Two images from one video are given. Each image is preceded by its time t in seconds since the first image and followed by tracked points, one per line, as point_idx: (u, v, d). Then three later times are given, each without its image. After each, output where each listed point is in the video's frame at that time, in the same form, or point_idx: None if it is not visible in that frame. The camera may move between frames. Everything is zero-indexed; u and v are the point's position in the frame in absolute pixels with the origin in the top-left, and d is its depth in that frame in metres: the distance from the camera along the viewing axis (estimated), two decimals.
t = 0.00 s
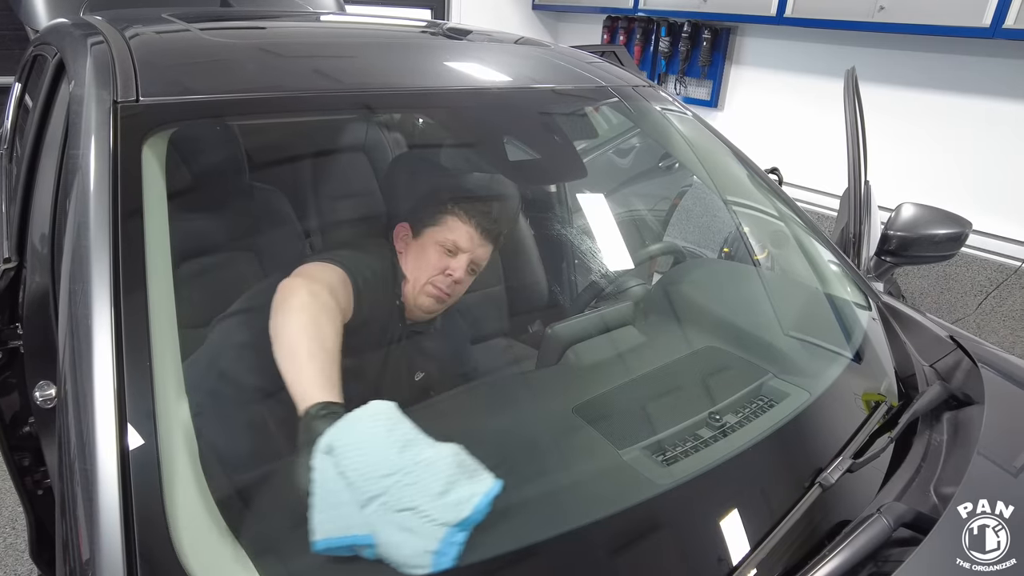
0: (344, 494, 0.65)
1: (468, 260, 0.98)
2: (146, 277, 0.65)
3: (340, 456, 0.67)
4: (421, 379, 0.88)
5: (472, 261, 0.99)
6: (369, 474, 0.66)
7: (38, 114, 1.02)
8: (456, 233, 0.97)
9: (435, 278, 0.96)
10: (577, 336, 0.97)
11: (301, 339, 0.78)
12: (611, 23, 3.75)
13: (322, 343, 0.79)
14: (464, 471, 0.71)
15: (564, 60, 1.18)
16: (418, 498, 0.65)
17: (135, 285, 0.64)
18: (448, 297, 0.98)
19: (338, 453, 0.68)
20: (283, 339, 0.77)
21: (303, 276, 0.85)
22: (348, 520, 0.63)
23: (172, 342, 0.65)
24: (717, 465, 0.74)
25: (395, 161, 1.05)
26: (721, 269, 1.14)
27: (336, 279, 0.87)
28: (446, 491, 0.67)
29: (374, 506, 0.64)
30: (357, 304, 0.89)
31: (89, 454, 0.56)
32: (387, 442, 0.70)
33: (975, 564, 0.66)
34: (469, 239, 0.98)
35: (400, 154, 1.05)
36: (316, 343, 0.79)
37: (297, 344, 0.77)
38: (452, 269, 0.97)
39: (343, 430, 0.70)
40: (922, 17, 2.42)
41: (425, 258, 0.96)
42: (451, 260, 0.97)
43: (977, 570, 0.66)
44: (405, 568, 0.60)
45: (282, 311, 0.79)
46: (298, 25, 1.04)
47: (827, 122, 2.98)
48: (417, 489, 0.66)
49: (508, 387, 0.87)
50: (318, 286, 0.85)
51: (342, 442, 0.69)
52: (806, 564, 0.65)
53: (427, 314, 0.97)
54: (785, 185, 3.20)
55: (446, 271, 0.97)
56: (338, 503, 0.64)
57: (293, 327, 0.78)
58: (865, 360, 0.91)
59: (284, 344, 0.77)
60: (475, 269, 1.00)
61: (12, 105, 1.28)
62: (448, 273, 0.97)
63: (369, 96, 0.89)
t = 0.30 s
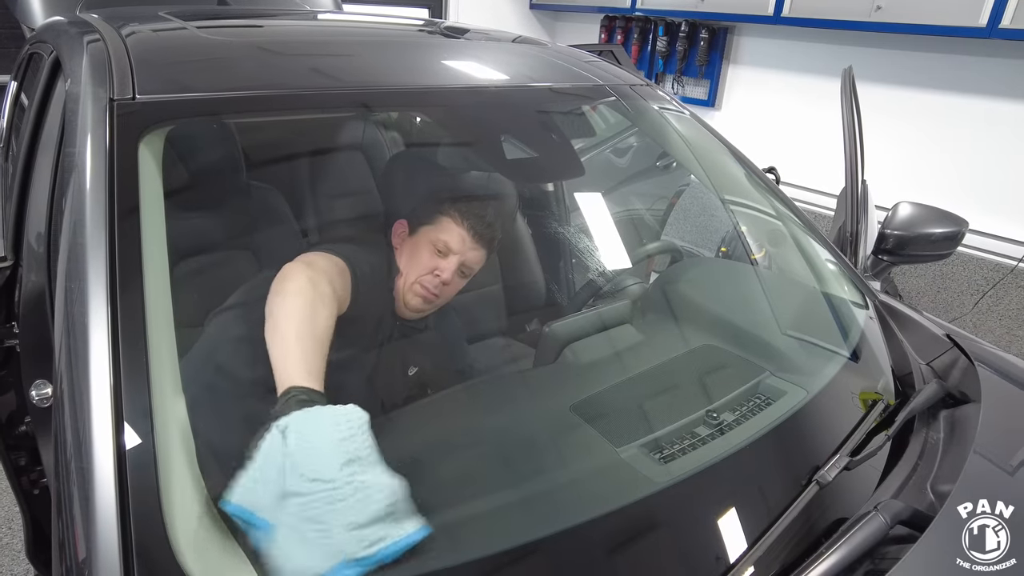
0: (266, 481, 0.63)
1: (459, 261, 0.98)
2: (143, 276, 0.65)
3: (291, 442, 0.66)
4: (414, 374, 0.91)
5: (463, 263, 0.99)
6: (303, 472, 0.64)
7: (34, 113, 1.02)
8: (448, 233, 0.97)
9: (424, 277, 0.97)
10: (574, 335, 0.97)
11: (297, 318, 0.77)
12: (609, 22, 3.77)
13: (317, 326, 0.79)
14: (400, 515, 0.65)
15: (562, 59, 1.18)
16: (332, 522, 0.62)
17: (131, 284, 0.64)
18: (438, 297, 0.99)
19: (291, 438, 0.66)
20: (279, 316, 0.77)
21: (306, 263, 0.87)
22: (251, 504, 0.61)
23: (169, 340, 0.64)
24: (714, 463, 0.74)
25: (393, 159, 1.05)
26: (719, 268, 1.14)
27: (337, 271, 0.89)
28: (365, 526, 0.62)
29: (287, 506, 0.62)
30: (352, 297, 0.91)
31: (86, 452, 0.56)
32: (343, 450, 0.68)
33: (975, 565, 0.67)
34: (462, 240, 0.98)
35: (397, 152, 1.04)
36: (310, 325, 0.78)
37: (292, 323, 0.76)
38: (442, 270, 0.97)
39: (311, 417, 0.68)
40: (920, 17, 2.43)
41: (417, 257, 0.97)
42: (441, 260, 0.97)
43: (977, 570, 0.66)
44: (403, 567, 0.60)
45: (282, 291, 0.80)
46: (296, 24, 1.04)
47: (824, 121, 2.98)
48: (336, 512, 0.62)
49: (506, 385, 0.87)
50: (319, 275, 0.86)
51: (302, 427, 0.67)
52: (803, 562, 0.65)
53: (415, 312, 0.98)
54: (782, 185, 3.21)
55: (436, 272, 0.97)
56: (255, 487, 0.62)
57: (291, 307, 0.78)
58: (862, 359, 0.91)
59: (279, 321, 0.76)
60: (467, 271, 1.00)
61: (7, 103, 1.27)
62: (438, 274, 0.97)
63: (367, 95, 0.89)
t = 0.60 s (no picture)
0: (221, 471, 0.60)
1: (456, 259, 0.98)
2: (142, 275, 0.64)
3: (261, 437, 0.62)
4: (411, 371, 0.93)
5: (460, 261, 0.99)
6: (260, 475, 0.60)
7: (32, 112, 1.01)
8: (446, 232, 0.97)
9: (420, 273, 0.97)
10: (573, 335, 0.96)
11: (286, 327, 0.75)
12: (607, 22, 3.77)
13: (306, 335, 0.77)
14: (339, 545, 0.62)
15: (561, 59, 1.18)
16: (264, 538, 0.58)
17: (130, 283, 0.63)
18: (434, 294, 1.00)
19: (263, 434, 0.63)
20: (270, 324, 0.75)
21: (300, 275, 0.85)
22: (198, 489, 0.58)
23: (168, 340, 0.64)
24: (713, 462, 0.74)
25: (391, 159, 1.05)
26: (718, 267, 1.14)
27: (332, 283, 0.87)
28: (293, 550, 0.59)
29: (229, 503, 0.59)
30: (346, 301, 0.90)
31: (85, 453, 0.56)
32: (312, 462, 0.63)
33: (975, 564, 0.67)
34: (459, 239, 0.98)
35: (396, 152, 1.04)
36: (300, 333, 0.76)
37: (283, 331, 0.74)
38: (438, 267, 0.98)
39: (288, 416, 0.65)
40: (919, 17, 2.43)
41: (415, 254, 0.97)
42: (438, 257, 0.97)
43: (977, 570, 0.67)
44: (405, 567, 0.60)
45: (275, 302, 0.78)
46: (294, 22, 1.04)
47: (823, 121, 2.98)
48: (273, 528, 0.59)
49: (505, 384, 0.87)
50: (311, 284, 0.84)
51: (274, 423, 0.64)
52: (804, 561, 0.65)
53: (411, 306, 0.99)
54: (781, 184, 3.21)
55: (433, 269, 0.98)
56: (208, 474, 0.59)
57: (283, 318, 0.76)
58: (862, 358, 0.91)
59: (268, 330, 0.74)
60: (464, 269, 1.01)
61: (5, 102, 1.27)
62: (434, 271, 0.98)
63: (366, 94, 0.89)
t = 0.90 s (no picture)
0: (205, 343, 0.68)
1: (455, 257, 1.02)
2: (144, 275, 0.65)
3: (253, 325, 0.72)
4: (414, 364, 0.93)
5: (459, 259, 1.03)
6: (242, 354, 0.69)
7: (33, 112, 1.02)
8: (448, 230, 1.02)
9: (420, 267, 1.01)
10: (572, 334, 0.97)
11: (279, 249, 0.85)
12: (606, 22, 3.77)
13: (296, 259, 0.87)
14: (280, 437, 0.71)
15: (560, 59, 1.18)
16: (227, 405, 0.66)
17: (131, 283, 0.64)
18: (433, 290, 1.02)
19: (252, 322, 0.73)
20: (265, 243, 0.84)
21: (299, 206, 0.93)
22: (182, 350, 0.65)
23: (170, 338, 0.65)
24: (710, 459, 0.74)
25: (391, 159, 1.06)
26: (716, 267, 1.14)
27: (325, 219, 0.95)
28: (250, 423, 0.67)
29: (206, 369, 0.66)
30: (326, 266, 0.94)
31: (87, 450, 0.56)
32: (288, 359, 0.74)
33: (975, 564, 0.67)
34: (461, 239, 1.03)
35: (395, 152, 1.05)
36: (292, 256, 0.86)
37: (275, 251, 0.84)
38: (438, 263, 1.01)
39: (278, 317, 0.75)
40: (917, 17, 2.43)
41: (418, 250, 1.02)
42: (438, 253, 1.01)
43: (977, 570, 0.67)
44: (405, 565, 0.61)
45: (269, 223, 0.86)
46: (293, 23, 1.04)
47: (822, 120, 2.99)
48: (237, 401, 0.67)
49: (505, 384, 0.87)
50: (303, 204, 0.92)
51: (267, 317, 0.74)
52: (799, 559, 0.66)
53: (409, 300, 1.01)
54: (780, 184, 3.21)
55: (433, 263, 1.01)
56: (193, 343, 0.67)
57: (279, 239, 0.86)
58: (859, 358, 0.92)
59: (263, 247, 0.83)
60: (463, 268, 1.03)
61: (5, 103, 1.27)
62: (433, 266, 1.01)
63: (365, 95, 0.89)
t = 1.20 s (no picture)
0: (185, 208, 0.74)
1: (446, 246, 1.01)
2: (142, 275, 0.65)
3: (225, 193, 0.80)
4: (415, 358, 0.97)
5: (450, 250, 1.02)
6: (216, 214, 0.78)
7: (32, 112, 1.02)
8: (439, 218, 1.01)
9: (410, 256, 1.02)
10: (570, 334, 0.97)
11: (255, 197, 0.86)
12: (606, 22, 3.78)
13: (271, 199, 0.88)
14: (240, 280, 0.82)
15: (559, 59, 1.18)
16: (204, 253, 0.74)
17: (130, 283, 0.64)
18: (425, 281, 1.03)
19: (224, 190, 0.81)
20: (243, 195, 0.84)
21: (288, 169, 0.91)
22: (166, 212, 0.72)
23: (167, 338, 0.65)
24: (708, 458, 0.75)
25: (389, 159, 1.06)
26: (714, 267, 1.14)
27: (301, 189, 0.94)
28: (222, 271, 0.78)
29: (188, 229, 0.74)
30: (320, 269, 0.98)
31: (86, 449, 0.56)
32: (259, 217, 0.84)
33: (975, 564, 0.67)
34: (452, 228, 1.02)
35: (394, 152, 1.05)
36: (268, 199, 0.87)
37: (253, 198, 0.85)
38: (428, 253, 1.02)
39: (246, 189, 0.83)
40: (916, 17, 2.43)
41: (409, 238, 1.02)
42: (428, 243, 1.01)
43: (977, 570, 0.67)
44: (403, 564, 0.61)
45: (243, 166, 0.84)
46: (292, 23, 1.04)
47: (821, 120, 2.99)
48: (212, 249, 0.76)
49: (504, 384, 0.88)
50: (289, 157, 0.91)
51: (237, 187, 0.82)
52: (796, 557, 0.66)
53: (400, 291, 1.02)
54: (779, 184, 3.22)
55: (422, 254, 1.02)
56: (177, 205, 0.73)
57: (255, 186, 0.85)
58: (857, 358, 0.92)
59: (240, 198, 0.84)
60: (457, 259, 1.03)
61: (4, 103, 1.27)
62: (423, 257, 1.02)
63: (364, 95, 0.89)
